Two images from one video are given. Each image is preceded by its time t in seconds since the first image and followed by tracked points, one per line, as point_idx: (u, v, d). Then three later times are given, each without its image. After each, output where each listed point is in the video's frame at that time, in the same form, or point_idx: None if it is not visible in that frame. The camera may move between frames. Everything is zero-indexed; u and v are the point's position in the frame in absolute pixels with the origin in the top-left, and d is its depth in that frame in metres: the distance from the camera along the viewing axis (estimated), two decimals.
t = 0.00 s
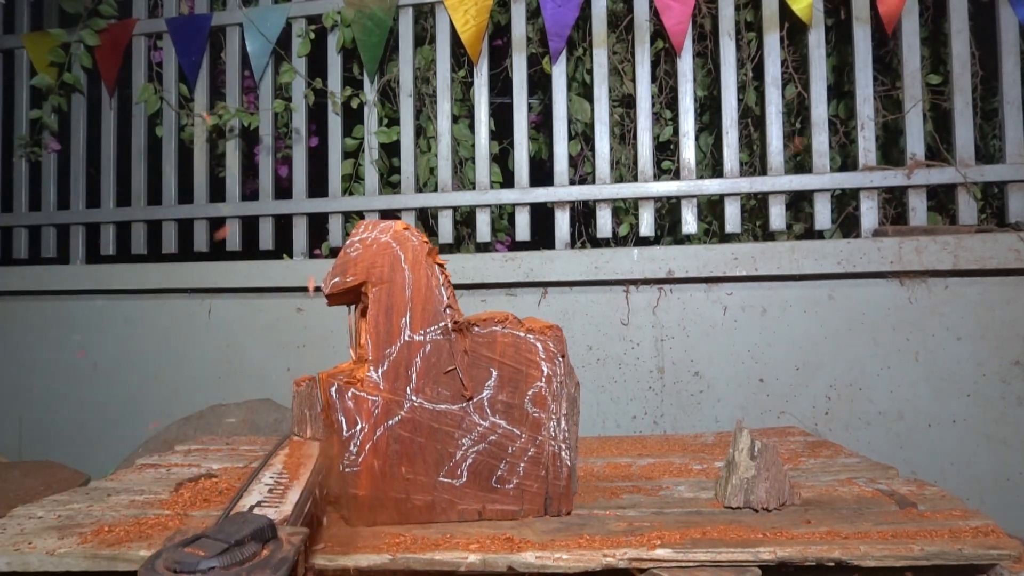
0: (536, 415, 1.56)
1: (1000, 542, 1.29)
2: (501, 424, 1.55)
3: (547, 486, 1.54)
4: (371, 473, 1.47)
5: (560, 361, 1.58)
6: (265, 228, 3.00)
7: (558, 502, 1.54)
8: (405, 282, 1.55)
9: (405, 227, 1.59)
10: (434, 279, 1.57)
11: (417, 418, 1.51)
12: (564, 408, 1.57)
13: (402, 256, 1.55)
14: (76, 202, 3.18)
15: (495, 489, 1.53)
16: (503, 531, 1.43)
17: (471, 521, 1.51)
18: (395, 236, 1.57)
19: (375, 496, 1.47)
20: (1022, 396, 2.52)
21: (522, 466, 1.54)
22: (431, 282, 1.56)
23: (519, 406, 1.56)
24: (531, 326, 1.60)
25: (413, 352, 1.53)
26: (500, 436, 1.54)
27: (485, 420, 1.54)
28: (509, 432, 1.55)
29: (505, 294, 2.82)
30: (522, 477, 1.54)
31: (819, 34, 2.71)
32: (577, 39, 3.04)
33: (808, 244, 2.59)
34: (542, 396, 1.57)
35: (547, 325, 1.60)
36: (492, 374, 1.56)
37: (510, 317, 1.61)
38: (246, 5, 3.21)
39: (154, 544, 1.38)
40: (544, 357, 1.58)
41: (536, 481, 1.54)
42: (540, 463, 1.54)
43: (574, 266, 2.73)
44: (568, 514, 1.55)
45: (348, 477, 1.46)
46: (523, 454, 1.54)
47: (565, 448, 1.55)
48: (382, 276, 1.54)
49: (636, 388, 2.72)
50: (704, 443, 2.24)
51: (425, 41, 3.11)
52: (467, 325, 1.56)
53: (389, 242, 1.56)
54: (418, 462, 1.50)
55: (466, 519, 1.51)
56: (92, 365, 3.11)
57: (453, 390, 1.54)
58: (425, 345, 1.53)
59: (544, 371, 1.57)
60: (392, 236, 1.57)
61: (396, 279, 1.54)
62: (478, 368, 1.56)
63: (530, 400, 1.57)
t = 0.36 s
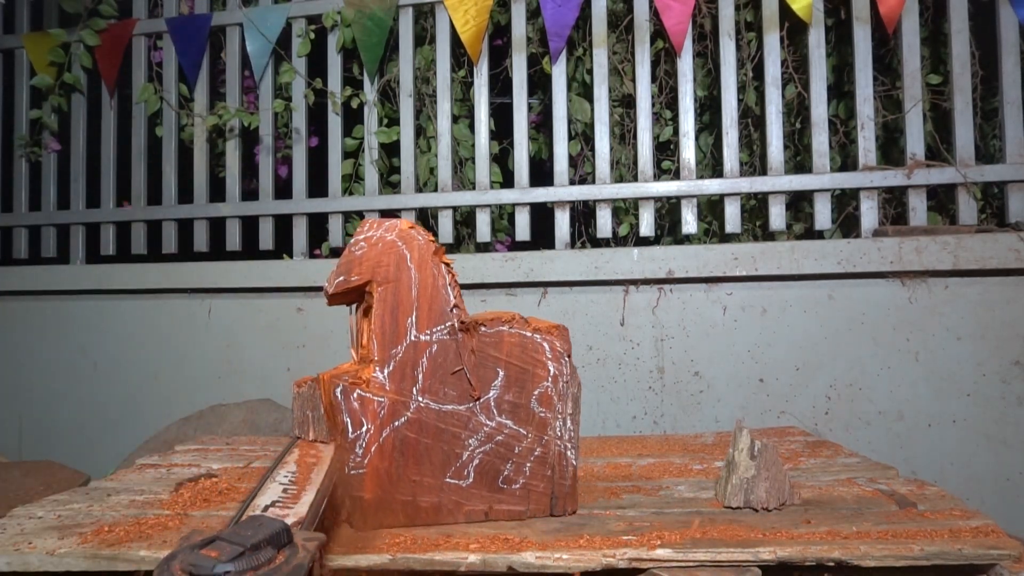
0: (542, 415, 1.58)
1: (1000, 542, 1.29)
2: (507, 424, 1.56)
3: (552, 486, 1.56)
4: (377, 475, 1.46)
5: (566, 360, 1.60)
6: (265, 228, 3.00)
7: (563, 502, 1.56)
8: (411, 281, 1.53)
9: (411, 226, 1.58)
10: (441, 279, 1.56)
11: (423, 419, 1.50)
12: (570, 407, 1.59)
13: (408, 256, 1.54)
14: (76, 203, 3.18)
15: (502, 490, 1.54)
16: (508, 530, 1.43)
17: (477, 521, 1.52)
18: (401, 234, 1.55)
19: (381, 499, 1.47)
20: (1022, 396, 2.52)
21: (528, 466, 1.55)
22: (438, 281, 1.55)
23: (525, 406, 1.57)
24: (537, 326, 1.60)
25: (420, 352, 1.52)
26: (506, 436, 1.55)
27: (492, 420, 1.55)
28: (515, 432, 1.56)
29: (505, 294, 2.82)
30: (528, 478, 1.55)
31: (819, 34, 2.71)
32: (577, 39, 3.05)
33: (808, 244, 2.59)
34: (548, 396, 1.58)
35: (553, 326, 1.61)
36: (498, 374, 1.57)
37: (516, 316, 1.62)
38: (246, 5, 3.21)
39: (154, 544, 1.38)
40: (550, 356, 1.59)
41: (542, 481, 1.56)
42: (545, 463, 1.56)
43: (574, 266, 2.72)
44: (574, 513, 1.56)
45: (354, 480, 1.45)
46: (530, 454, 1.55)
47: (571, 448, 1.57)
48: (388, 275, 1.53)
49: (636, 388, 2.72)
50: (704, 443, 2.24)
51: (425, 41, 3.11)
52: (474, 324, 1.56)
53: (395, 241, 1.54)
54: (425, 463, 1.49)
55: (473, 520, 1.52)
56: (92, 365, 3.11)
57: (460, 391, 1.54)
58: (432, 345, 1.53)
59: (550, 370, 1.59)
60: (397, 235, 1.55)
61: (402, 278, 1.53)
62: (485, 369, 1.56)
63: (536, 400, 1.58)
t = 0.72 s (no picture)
0: (547, 414, 1.60)
1: (1000, 542, 1.29)
2: (513, 424, 1.57)
3: (557, 486, 1.59)
4: (383, 477, 1.45)
5: (571, 360, 1.62)
6: (265, 228, 3.00)
7: (568, 501, 1.59)
8: (417, 280, 1.53)
9: (415, 224, 1.57)
10: (447, 278, 1.55)
11: (429, 419, 1.50)
12: (575, 407, 1.62)
13: (413, 255, 1.53)
14: (76, 202, 3.18)
15: (508, 491, 1.55)
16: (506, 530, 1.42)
17: (483, 523, 1.53)
18: (406, 233, 1.54)
19: (387, 502, 1.46)
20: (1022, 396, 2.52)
21: (534, 466, 1.57)
22: (443, 280, 1.55)
23: (531, 406, 1.59)
24: (543, 326, 1.62)
25: (426, 352, 1.51)
26: (512, 436, 1.57)
27: (498, 420, 1.56)
28: (522, 432, 1.57)
29: (505, 294, 2.82)
30: (533, 478, 1.57)
31: (819, 34, 2.71)
32: (578, 39, 3.05)
33: (809, 244, 2.59)
34: (553, 395, 1.61)
35: (558, 325, 1.63)
36: (504, 374, 1.58)
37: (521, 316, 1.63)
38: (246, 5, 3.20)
39: (154, 544, 1.38)
40: (556, 356, 1.61)
41: (547, 481, 1.58)
42: (551, 463, 1.58)
43: (574, 266, 2.72)
44: (578, 512, 1.59)
45: (359, 482, 1.44)
46: (535, 454, 1.57)
47: (576, 447, 1.60)
48: (393, 274, 1.51)
49: (636, 388, 2.72)
50: (704, 443, 2.24)
51: (425, 41, 3.11)
52: (479, 324, 1.56)
53: (400, 240, 1.53)
54: (431, 464, 1.49)
55: (478, 521, 1.52)
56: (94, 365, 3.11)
57: (466, 391, 1.54)
58: (437, 345, 1.52)
59: (555, 370, 1.61)
60: (402, 234, 1.54)
61: (407, 277, 1.52)
62: (491, 369, 1.57)
63: (542, 400, 1.60)
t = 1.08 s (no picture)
0: (538, 413, 1.54)
1: (1000, 542, 1.29)
2: (502, 422, 1.54)
3: (548, 485, 1.51)
4: (380, 463, 1.54)
5: (563, 359, 1.54)
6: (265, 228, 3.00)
7: (560, 501, 1.51)
8: (413, 282, 1.60)
9: (416, 230, 1.64)
10: (441, 281, 1.59)
11: (422, 413, 1.54)
12: (566, 408, 1.52)
13: (410, 259, 1.61)
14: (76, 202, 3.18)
15: (498, 486, 1.53)
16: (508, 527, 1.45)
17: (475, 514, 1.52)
18: (405, 239, 1.62)
19: (384, 487, 1.53)
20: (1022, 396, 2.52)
21: (523, 463, 1.52)
22: (437, 283, 1.59)
23: (520, 405, 1.54)
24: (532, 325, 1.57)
25: (419, 350, 1.57)
26: (501, 433, 1.53)
27: (488, 417, 1.54)
28: (511, 430, 1.54)
29: (505, 294, 2.82)
30: (522, 475, 1.52)
31: (818, 34, 2.71)
32: (577, 39, 3.05)
33: (808, 244, 2.59)
34: (543, 394, 1.54)
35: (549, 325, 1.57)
36: (493, 373, 1.56)
37: (512, 315, 1.60)
38: (246, 5, 3.21)
39: (155, 544, 1.38)
40: (545, 356, 1.55)
41: (536, 479, 1.52)
42: (541, 461, 1.52)
43: (574, 267, 2.72)
44: (570, 513, 1.51)
45: (359, 466, 1.54)
46: (524, 452, 1.53)
47: (566, 447, 1.51)
48: (392, 277, 1.61)
49: (636, 388, 2.72)
50: (704, 443, 2.24)
51: (425, 42, 3.11)
52: (470, 323, 1.57)
53: (399, 245, 1.62)
54: (423, 454, 1.53)
55: (470, 512, 1.52)
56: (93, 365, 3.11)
57: (457, 388, 1.56)
58: (431, 344, 1.57)
59: (545, 369, 1.55)
60: (402, 240, 1.62)
61: (405, 280, 1.60)
62: (481, 367, 1.56)
63: (531, 399, 1.54)
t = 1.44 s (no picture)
0: (537, 413, 1.55)
1: (999, 542, 1.29)
2: (503, 422, 1.55)
3: (548, 485, 1.53)
4: (379, 462, 1.53)
5: (561, 360, 1.56)
6: (265, 228, 3.00)
7: (560, 501, 1.52)
8: (413, 282, 1.57)
9: (415, 230, 1.61)
10: (442, 281, 1.58)
11: (422, 413, 1.54)
12: (566, 408, 1.54)
13: (410, 259, 1.57)
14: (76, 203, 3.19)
15: (498, 485, 1.54)
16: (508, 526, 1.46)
17: (475, 514, 1.54)
18: (405, 239, 1.58)
19: (384, 486, 1.53)
20: (1022, 396, 2.52)
21: (524, 463, 1.54)
22: (437, 283, 1.58)
23: (520, 405, 1.55)
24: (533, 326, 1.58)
25: (419, 350, 1.56)
26: (501, 433, 1.54)
27: (488, 417, 1.55)
28: (511, 429, 1.55)
29: (505, 294, 2.82)
30: (523, 475, 1.53)
31: (818, 34, 2.71)
32: (578, 39, 3.05)
33: (809, 244, 2.59)
34: (543, 395, 1.55)
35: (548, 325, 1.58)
36: (493, 373, 1.56)
37: (512, 315, 1.60)
38: (246, 5, 3.21)
39: (154, 544, 1.38)
40: (544, 356, 1.56)
41: (537, 479, 1.53)
42: (541, 461, 1.53)
43: (574, 267, 2.72)
44: (571, 513, 1.52)
45: (359, 466, 1.54)
46: (525, 452, 1.54)
47: (566, 447, 1.53)
48: (392, 277, 1.57)
49: (636, 388, 2.72)
50: (704, 443, 2.24)
51: (425, 42, 3.11)
52: (470, 323, 1.57)
53: (399, 245, 1.58)
54: (424, 454, 1.53)
55: (470, 512, 1.53)
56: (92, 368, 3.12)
57: (457, 388, 1.56)
58: (431, 344, 1.56)
59: (544, 370, 1.56)
60: (401, 240, 1.58)
61: (405, 280, 1.57)
62: (480, 367, 1.56)
63: (531, 399, 1.55)
